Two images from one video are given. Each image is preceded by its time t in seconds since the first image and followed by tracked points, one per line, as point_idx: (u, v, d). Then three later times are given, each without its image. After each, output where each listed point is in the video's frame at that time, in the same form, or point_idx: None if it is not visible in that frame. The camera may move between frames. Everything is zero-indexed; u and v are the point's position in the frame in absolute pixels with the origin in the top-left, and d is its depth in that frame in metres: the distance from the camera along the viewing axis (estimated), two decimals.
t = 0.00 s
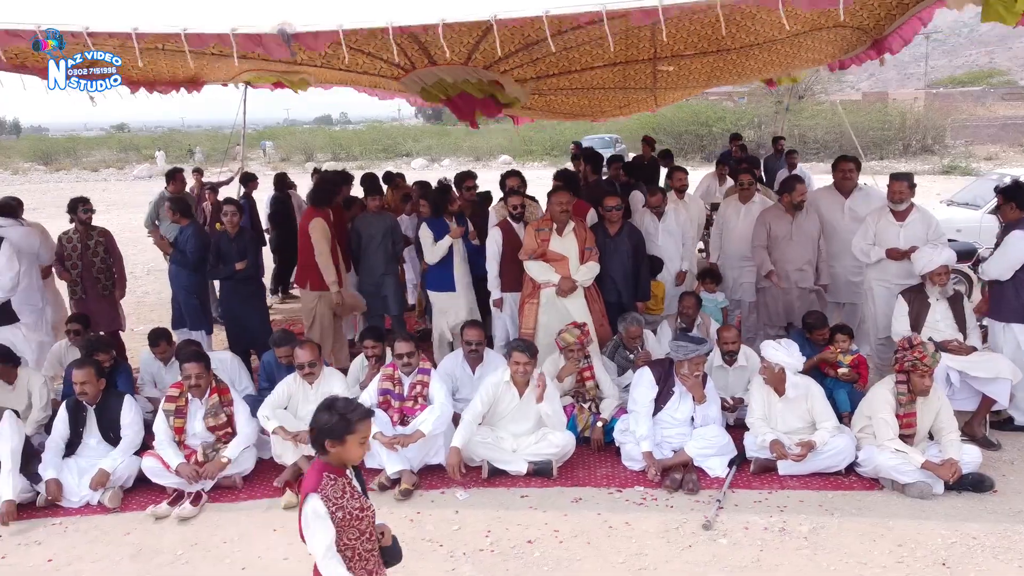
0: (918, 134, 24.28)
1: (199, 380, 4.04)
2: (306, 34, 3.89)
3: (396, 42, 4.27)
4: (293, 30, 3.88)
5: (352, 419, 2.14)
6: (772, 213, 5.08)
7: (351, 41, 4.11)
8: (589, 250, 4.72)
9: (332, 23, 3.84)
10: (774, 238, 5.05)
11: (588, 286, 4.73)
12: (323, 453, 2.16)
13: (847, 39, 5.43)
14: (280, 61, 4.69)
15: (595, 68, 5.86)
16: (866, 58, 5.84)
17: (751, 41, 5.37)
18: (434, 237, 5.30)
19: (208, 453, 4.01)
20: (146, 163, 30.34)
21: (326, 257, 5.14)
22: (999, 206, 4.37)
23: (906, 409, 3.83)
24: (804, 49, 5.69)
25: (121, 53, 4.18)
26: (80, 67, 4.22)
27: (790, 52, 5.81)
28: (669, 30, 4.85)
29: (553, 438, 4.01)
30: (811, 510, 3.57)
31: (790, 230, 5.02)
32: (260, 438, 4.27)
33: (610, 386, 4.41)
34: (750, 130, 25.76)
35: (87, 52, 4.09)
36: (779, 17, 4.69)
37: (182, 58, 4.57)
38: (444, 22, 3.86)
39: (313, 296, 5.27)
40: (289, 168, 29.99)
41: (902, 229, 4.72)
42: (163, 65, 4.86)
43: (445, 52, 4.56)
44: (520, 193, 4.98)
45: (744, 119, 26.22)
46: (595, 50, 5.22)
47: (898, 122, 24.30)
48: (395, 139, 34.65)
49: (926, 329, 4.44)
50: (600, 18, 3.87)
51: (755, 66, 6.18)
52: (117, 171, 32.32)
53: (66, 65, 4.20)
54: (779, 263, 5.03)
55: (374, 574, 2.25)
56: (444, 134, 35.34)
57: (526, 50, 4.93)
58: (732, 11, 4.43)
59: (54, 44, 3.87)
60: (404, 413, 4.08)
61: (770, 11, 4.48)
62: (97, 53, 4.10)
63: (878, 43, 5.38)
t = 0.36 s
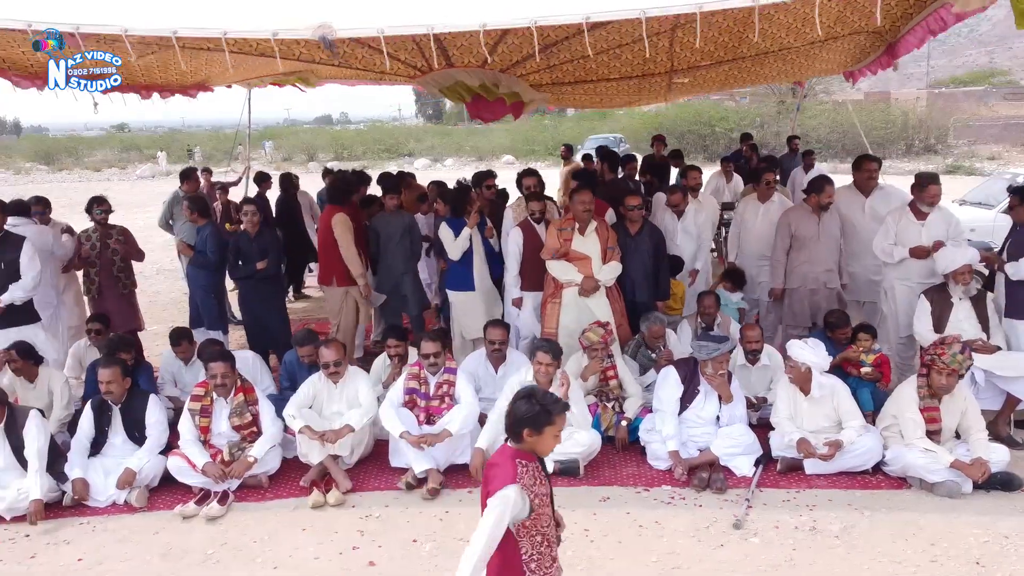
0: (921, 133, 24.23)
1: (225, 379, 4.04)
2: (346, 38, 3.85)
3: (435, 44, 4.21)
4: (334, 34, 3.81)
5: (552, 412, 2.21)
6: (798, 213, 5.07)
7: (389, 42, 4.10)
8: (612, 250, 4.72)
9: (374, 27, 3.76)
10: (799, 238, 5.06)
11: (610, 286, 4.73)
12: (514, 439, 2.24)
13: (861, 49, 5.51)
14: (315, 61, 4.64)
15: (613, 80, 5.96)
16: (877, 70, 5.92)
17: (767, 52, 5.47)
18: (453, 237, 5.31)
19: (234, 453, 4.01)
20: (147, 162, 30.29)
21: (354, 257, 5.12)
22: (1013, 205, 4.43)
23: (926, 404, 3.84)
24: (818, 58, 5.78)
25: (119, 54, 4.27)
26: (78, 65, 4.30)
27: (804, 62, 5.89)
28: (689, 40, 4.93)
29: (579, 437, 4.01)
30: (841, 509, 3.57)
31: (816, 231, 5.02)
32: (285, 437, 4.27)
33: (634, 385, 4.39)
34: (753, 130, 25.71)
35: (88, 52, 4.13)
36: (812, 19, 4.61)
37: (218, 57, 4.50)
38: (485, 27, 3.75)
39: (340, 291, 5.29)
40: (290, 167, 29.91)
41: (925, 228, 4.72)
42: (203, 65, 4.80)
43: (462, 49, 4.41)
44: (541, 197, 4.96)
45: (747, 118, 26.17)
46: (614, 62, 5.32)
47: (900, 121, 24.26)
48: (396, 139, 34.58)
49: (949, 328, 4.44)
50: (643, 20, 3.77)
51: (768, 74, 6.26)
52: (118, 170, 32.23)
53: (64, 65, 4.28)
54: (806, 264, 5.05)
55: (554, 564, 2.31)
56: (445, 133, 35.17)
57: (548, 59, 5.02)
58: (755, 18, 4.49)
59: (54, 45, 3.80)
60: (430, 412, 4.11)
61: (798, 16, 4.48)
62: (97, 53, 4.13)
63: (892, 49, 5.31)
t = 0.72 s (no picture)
0: (923, 133, 24.13)
1: (248, 377, 4.05)
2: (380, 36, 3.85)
3: (464, 33, 4.16)
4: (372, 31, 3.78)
5: (733, 391, 2.29)
6: (819, 210, 5.07)
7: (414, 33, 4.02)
8: (631, 248, 4.74)
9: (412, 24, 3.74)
10: (818, 234, 5.08)
11: (630, 284, 4.74)
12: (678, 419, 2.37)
13: (875, 53, 5.51)
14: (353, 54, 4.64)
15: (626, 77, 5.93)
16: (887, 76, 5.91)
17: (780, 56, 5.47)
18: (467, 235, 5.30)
19: (258, 450, 4.02)
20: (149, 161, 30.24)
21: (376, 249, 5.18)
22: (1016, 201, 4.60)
23: (950, 400, 3.85)
24: (831, 63, 5.78)
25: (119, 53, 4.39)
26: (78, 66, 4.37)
27: (816, 67, 5.90)
28: (709, 39, 4.91)
29: (602, 434, 4.05)
30: (866, 505, 3.58)
31: (837, 228, 5.04)
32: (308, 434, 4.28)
33: (654, 382, 4.42)
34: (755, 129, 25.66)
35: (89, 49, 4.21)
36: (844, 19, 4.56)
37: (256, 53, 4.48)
38: (521, 24, 3.75)
39: (364, 284, 5.34)
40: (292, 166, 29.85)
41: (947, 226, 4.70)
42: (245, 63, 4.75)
43: (481, 38, 4.32)
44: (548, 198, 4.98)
45: (749, 117, 26.13)
46: (630, 58, 5.29)
47: (902, 121, 24.21)
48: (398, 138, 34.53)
49: (970, 327, 4.44)
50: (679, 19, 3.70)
51: (779, 78, 6.25)
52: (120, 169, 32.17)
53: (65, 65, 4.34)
54: (823, 259, 5.07)
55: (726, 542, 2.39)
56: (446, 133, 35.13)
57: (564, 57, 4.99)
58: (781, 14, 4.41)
59: (54, 44, 3.94)
60: (453, 409, 4.13)
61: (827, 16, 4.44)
62: (97, 53, 4.28)
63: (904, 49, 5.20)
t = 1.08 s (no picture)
0: (925, 132, 24.12)
1: (267, 372, 4.06)
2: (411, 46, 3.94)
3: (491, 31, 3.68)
4: (399, 43, 3.88)
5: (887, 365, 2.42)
6: (834, 206, 5.10)
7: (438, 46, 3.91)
8: (645, 244, 4.75)
9: (440, 35, 3.84)
10: (833, 231, 5.11)
11: (644, 280, 4.75)
12: (833, 398, 2.47)
13: (884, 58, 5.52)
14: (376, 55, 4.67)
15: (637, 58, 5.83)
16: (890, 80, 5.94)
17: (791, 48, 5.43)
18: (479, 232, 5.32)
19: (277, 445, 4.04)
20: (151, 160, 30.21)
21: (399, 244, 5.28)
22: None
23: (968, 396, 3.86)
24: (838, 60, 5.76)
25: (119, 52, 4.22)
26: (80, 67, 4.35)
27: (824, 63, 5.89)
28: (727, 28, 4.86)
29: (619, 429, 4.07)
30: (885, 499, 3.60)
31: (852, 225, 5.07)
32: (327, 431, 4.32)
33: (670, 378, 4.44)
34: (757, 128, 25.64)
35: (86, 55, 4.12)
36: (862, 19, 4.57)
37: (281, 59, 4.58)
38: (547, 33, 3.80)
39: (387, 280, 5.38)
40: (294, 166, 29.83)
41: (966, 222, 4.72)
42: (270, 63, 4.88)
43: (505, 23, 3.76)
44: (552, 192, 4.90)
45: (751, 117, 26.13)
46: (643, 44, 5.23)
47: (903, 120, 24.21)
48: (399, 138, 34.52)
49: (984, 323, 4.46)
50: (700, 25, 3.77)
51: (786, 70, 6.22)
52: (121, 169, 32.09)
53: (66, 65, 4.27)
54: (838, 256, 5.10)
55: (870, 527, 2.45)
56: (446, 132, 35.12)
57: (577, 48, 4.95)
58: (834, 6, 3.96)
59: (52, 45, 3.87)
60: (470, 405, 4.15)
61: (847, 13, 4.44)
62: (97, 55, 4.11)
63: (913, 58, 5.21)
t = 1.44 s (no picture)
0: (925, 131, 24.15)
1: (274, 368, 4.07)
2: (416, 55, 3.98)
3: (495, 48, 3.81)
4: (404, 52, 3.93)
5: None
6: (838, 204, 5.14)
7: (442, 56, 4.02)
8: (649, 241, 4.77)
9: (446, 44, 3.88)
10: (838, 228, 5.14)
11: (648, 277, 4.78)
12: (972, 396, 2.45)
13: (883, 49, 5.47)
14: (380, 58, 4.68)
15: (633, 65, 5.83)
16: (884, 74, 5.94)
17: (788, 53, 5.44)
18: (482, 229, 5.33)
19: (284, 441, 4.06)
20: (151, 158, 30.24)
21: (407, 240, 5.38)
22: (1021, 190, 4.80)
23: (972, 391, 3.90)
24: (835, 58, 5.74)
25: (118, 52, 4.25)
26: (80, 68, 4.37)
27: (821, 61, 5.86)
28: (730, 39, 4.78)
29: (624, 424, 4.07)
30: (888, 494, 3.63)
31: (856, 222, 5.10)
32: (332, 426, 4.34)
33: (675, 375, 4.47)
34: (757, 127, 25.68)
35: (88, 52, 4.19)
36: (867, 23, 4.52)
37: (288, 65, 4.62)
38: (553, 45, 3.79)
39: (394, 277, 5.41)
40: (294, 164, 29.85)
41: (970, 220, 4.82)
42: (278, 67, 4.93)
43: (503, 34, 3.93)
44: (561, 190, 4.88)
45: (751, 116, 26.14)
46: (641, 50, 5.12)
47: (904, 120, 24.25)
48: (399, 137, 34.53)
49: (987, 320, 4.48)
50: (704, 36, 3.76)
51: (782, 68, 6.14)
52: (122, 168, 32.08)
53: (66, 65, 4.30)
54: (842, 254, 5.13)
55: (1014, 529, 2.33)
56: (447, 131, 35.14)
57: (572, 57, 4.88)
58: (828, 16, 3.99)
59: (51, 44, 4.00)
60: (476, 400, 4.19)
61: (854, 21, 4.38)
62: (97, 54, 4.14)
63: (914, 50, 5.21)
